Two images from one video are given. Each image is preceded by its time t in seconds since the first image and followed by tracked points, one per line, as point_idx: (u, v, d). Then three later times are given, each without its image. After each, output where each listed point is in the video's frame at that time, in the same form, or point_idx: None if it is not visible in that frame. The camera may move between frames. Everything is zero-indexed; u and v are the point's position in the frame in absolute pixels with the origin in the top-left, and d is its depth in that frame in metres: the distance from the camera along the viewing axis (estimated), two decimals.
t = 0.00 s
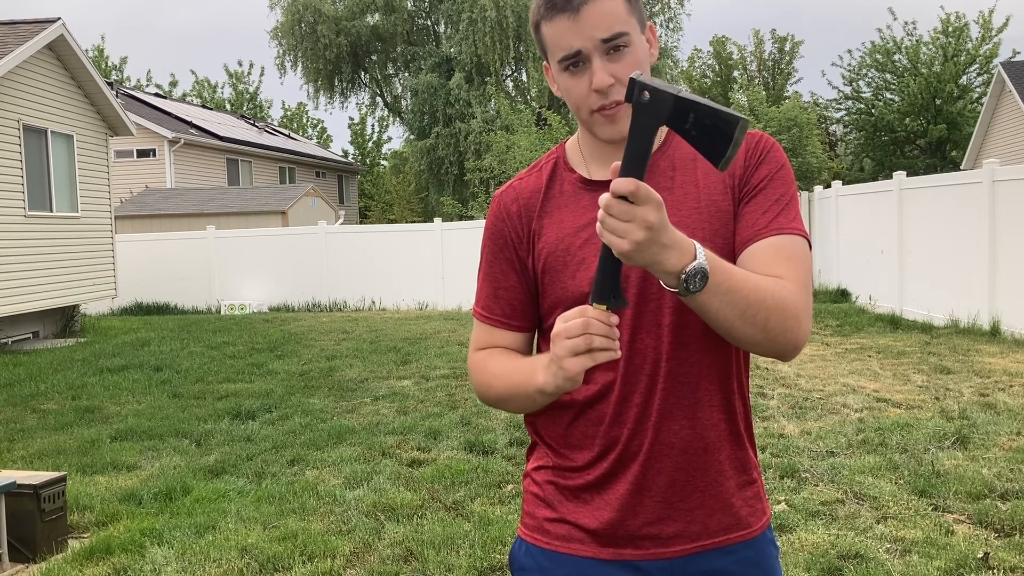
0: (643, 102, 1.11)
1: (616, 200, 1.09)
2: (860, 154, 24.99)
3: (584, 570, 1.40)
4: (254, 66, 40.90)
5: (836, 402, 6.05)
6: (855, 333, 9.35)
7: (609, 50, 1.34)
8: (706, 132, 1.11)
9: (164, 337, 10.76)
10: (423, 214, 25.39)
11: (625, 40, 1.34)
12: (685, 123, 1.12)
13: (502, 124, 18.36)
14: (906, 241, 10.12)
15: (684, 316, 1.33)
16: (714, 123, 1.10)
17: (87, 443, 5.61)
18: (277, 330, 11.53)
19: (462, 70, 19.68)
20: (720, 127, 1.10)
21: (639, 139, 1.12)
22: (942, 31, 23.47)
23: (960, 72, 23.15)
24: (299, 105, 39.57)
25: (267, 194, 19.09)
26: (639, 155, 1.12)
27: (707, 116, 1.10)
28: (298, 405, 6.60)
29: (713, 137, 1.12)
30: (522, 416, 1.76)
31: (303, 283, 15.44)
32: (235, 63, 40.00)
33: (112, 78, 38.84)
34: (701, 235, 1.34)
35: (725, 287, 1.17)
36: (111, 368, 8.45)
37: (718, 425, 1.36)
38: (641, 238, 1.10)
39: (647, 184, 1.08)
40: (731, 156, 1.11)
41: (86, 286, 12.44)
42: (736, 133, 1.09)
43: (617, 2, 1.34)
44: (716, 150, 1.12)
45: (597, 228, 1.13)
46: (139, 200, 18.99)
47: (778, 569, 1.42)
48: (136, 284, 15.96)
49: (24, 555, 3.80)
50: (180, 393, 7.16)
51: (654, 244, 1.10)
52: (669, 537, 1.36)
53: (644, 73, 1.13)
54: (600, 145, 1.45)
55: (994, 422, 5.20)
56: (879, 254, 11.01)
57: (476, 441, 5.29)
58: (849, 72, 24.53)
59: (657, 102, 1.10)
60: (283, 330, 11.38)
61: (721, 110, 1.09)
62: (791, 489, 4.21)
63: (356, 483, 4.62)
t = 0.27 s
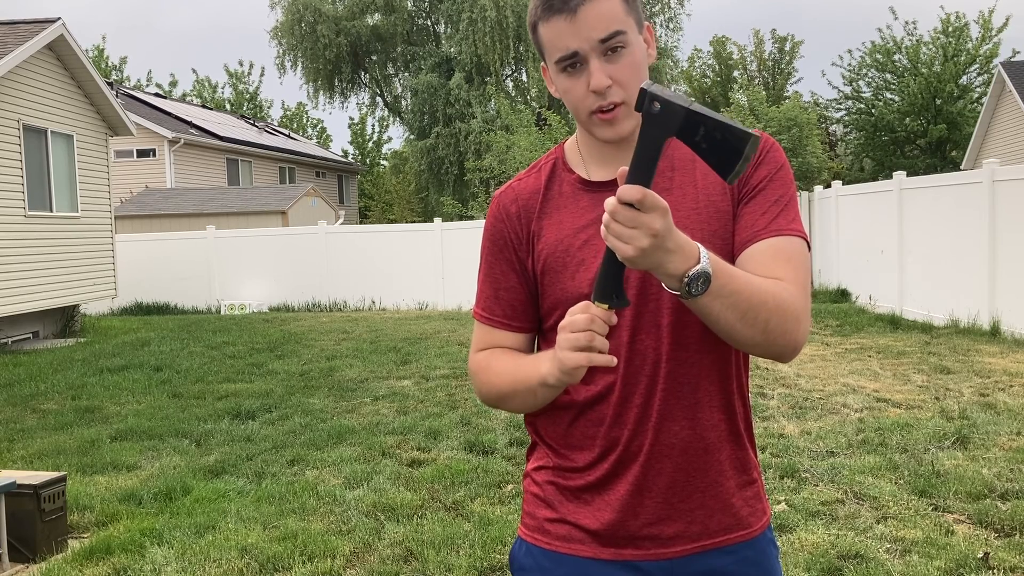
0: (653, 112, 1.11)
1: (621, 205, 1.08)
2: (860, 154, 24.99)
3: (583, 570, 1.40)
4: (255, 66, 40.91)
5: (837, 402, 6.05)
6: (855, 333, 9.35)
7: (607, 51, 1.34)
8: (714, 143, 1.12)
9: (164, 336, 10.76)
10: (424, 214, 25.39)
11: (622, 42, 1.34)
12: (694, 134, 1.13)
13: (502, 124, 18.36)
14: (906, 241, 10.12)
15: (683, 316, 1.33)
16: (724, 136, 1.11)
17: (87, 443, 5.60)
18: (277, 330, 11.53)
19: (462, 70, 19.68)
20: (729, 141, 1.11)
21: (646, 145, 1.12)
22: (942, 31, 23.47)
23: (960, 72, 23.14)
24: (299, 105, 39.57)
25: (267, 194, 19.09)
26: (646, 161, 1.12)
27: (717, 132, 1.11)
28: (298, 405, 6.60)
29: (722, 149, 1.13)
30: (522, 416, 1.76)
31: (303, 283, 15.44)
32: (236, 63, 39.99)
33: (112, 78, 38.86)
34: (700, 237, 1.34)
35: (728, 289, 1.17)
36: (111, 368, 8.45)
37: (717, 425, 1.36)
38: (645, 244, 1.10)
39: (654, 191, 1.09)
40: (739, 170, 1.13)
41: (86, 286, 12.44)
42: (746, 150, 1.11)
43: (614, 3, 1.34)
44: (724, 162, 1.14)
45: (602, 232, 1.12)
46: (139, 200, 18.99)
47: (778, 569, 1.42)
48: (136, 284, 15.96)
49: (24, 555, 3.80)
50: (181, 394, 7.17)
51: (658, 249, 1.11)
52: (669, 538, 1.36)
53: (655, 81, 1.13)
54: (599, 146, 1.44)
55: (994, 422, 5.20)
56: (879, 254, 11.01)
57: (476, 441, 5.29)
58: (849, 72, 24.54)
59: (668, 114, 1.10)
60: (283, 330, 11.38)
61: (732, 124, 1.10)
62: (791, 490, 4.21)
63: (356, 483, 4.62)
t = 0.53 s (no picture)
0: (652, 124, 1.11)
1: (621, 213, 1.08)
2: (860, 154, 24.99)
3: (583, 571, 1.40)
4: (255, 66, 40.91)
5: (836, 402, 6.05)
6: (855, 333, 9.34)
7: (606, 51, 1.34)
8: (713, 156, 1.11)
9: (164, 336, 10.77)
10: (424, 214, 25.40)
11: (621, 41, 1.34)
12: (693, 147, 1.12)
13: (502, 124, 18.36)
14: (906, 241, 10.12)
15: (683, 316, 1.33)
16: (722, 151, 1.10)
17: (87, 443, 5.60)
18: (277, 330, 11.53)
19: (462, 70, 19.68)
20: (728, 158, 1.10)
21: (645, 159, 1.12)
22: (942, 31, 23.48)
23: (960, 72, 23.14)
24: (299, 105, 39.60)
25: (267, 194, 19.09)
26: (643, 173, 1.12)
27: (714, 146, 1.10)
28: (298, 405, 6.60)
29: (719, 164, 1.12)
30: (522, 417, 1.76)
31: (303, 283, 15.44)
32: (236, 63, 40.01)
33: (112, 78, 38.87)
34: (699, 237, 1.34)
35: (730, 294, 1.17)
36: (111, 368, 8.45)
37: (717, 425, 1.36)
38: (645, 251, 1.10)
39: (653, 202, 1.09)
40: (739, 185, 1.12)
41: (86, 286, 12.44)
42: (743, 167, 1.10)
43: (613, 4, 1.34)
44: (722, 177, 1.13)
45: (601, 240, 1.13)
46: (139, 200, 18.99)
47: (778, 569, 1.42)
48: (135, 284, 15.96)
49: (24, 555, 3.80)
50: (181, 394, 7.17)
51: (659, 255, 1.10)
52: (668, 538, 1.36)
53: (654, 95, 1.13)
54: (596, 145, 1.44)
55: (994, 422, 5.20)
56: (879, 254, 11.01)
57: (476, 441, 5.29)
58: (849, 72, 24.54)
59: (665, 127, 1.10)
60: (283, 330, 11.39)
61: (730, 141, 1.09)
62: (791, 489, 4.21)
63: (356, 483, 4.62)
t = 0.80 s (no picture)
0: (647, 147, 1.10)
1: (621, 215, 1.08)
2: (860, 154, 24.98)
3: (583, 570, 1.40)
4: (255, 66, 40.92)
5: (836, 402, 6.05)
6: (855, 333, 9.34)
7: (607, 50, 1.34)
8: (705, 187, 1.09)
9: (164, 337, 10.76)
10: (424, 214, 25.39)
11: (622, 40, 1.34)
12: (686, 175, 1.09)
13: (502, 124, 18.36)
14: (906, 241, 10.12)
15: (682, 313, 1.33)
16: (714, 186, 1.08)
17: (87, 444, 5.60)
18: (277, 330, 11.53)
19: (462, 70, 19.69)
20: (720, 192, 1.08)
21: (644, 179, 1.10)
22: (942, 31, 23.48)
23: (960, 72, 23.14)
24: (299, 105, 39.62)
25: (267, 194, 19.09)
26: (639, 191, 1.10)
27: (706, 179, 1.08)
28: (298, 406, 6.60)
29: (711, 194, 1.09)
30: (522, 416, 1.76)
31: (303, 283, 15.44)
32: (236, 63, 40.01)
33: (111, 78, 38.87)
34: (699, 234, 1.35)
35: (732, 293, 1.16)
36: (111, 368, 8.45)
37: (716, 423, 1.36)
38: (644, 254, 1.10)
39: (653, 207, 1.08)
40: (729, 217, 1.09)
41: (86, 286, 12.44)
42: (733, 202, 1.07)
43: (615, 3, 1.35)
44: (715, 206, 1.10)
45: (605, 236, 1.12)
46: (139, 200, 18.99)
47: (778, 568, 1.42)
48: (135, 284, 15.96)
49: (24, 555, 3.80)
50: (181, 394, 7.16)
51: (660, 255, 1.10)
52: (667, 535, 1.36)
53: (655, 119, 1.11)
54: (596, 143, 1.44)
55: (994, 422, 5.20)
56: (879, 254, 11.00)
57: (476, 441, 5.29)
58: (849, 72, 24.54)
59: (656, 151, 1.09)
60: (283, 330, 11.39)
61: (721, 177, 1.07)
62: (791, 489, 4.21)
63: (356, 483, 4.62)
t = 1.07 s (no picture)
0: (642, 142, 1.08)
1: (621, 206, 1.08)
2: (860, 154, 24.99)
3: (581, 571, 1.40)
4: (255, 66, 40.94)
5: (836, 402, 6.05)
6: (855, 333, 9.34)
7: (608, 51, 1.34)
8: (698, 183, 1.07)
9: (164, 337, 10.77)
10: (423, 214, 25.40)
11: (623, 41, 1.34)
12: (679, 172, 1.09)
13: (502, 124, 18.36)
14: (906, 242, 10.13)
15: (682, 312, 1.33)
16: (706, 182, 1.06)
17: (87, 443, 5.60)
18: (277, 329, 11.54)
19: (462, 70, 19.70)
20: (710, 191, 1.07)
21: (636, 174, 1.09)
22: (942, 31, 23.49)
23: (960, 72, 23.14)
24: (299, 105, 39.64)
25: (267, 194, 19.09)
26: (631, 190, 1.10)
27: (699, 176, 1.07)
28: (298, 406, 6.60)
29: (703, 192, 1.08)
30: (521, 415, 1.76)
31: (303, 283, 15.45)
32: (236, 64, 40.02)
33: (112, 78, 38.88)
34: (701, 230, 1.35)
35: (732, 283, 1.17)
36: (111, 368, 8.45)
37: (715, 421, 1.36)
38: (642, 245, 1.10)
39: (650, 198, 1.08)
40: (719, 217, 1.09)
41: (86, 286, 12.44)
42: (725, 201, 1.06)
43: (614, 4, 1.35)
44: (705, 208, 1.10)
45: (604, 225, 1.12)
46: (139, 200, 18.99)
47: (778, 567, 1.42)
48: (135, 284, 15.96)
49: (24, 555, 3.80)
50: (181, 394, 7.17)
51: (658, 244, 1.10)
52: (666, 535, 1.36)
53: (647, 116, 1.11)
54: (596, 143, 1.44)
55: (994, 422, 5.20)
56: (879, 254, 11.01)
57: (476, 441, 5.29)
58: (849, 72, 24.55)
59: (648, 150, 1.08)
60: (283, 330, 11.39)
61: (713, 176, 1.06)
62: (791, 489, 4.21)
63: (356, 483, 4.62)
